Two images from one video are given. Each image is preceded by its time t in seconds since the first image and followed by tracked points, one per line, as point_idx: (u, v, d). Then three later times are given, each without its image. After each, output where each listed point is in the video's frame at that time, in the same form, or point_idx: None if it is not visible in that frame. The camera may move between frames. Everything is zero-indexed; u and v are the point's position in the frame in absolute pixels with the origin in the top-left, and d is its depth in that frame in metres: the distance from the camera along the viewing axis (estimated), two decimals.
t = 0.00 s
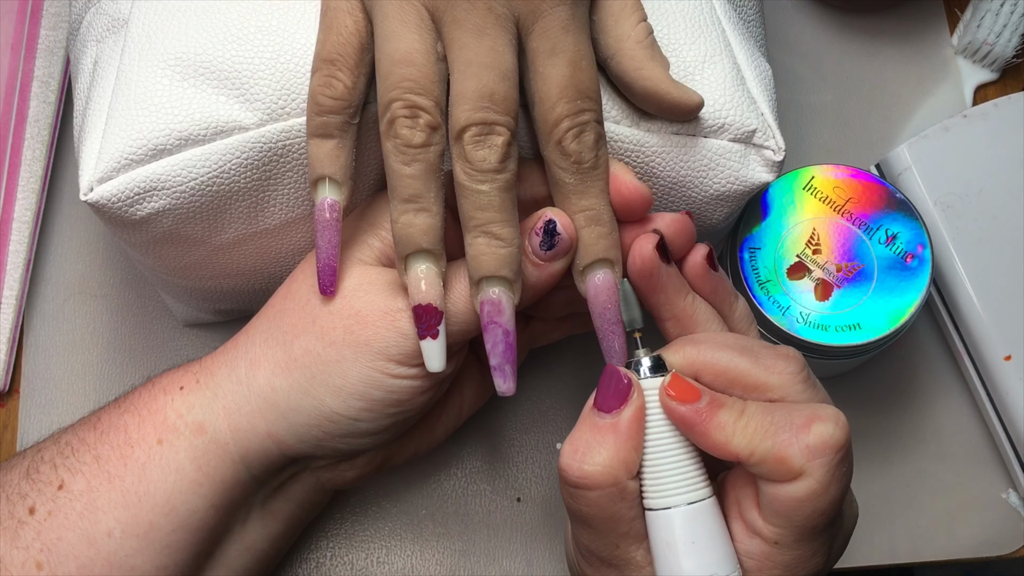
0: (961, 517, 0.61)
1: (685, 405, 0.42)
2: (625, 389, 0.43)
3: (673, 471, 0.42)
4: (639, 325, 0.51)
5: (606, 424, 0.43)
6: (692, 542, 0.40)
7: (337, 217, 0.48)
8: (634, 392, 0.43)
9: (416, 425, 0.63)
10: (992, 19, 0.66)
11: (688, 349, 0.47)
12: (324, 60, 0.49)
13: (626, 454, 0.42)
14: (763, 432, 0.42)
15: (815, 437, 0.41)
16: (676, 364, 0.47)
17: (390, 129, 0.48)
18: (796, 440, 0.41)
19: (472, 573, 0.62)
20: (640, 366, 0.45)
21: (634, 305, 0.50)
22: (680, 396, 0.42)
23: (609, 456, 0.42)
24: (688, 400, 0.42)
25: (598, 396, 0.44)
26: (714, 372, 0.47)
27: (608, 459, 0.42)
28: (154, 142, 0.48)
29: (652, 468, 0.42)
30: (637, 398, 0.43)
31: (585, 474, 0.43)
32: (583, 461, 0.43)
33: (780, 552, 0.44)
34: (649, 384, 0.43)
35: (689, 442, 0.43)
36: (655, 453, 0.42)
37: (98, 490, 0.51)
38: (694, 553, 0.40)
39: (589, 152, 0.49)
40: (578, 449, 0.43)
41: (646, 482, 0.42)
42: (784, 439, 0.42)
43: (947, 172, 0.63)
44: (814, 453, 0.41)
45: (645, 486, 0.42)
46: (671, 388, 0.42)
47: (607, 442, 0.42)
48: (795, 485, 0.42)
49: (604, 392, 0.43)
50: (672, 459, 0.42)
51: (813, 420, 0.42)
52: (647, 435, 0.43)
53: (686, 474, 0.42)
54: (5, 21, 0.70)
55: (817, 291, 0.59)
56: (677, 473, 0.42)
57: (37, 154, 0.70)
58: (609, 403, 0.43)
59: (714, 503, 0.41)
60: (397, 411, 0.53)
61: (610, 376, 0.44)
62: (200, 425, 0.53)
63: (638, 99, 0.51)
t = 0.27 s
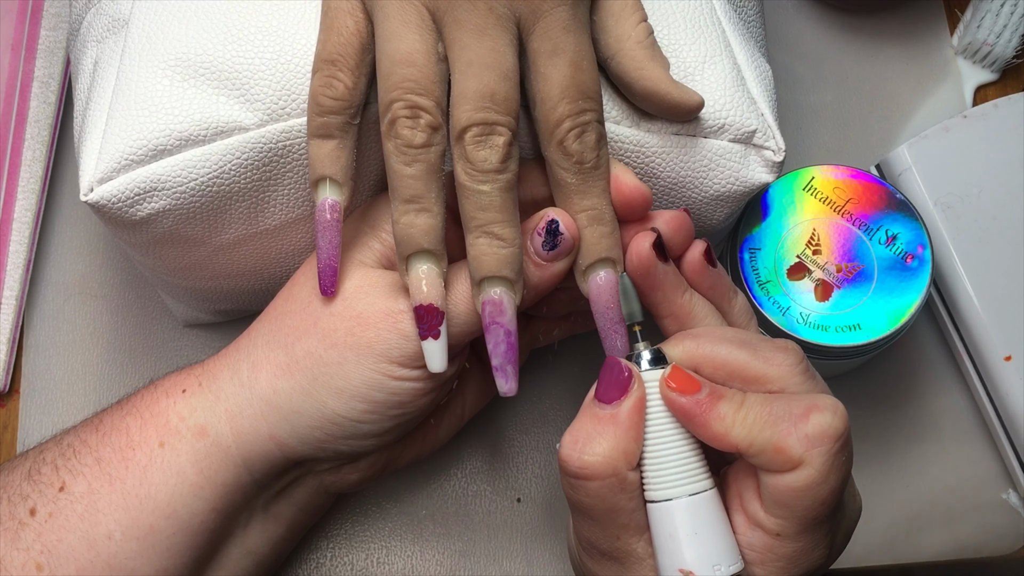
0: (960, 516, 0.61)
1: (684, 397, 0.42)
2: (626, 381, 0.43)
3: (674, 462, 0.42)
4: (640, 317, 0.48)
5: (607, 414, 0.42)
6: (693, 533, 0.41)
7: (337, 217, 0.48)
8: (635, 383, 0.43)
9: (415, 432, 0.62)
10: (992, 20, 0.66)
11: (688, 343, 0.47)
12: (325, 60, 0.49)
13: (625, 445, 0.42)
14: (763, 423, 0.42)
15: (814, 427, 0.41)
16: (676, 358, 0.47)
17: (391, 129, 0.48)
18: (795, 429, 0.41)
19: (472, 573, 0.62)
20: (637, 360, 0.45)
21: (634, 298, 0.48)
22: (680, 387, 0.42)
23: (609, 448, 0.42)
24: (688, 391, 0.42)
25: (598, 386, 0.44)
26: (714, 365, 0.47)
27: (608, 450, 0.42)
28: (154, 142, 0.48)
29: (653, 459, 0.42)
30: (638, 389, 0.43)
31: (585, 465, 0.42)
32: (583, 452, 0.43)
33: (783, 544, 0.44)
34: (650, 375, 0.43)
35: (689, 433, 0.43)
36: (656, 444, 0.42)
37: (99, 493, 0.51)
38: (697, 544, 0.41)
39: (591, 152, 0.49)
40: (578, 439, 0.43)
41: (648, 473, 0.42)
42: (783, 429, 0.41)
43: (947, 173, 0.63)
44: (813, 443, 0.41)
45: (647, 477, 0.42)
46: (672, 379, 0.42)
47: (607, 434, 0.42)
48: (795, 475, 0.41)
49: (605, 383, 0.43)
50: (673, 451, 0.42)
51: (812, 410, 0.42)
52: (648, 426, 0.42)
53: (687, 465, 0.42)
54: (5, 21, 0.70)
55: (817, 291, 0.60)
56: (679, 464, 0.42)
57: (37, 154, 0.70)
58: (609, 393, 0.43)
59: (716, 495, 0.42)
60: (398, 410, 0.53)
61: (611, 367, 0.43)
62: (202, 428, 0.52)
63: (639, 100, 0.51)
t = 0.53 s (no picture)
0: (960, 516, 0.61)
1: (692, 383, 0.42)
2: (633, 371, 0.43)
3: (685, 449, 0.42)
4: (643, 309, 0.49)
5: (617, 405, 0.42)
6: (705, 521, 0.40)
7: (338, 218, 0.48)
8: (643, 372, 0.43)
9: (422, 430, 0.63)
10: (992, 20, 0.66)
11: (693, 334, 0.47)
12: (325, 61, 0.49)
13: (636, 434, 0.42)
14: (774, 403, 0.42)
15: (825, 404, 0.41)
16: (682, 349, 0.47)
17: (391, 129, 0.48)
18: (807, 408, 0.41)
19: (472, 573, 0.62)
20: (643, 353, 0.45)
21: (636, 290, 0.49)
22: (686, 373, 0.42)
23: (619, 438, 0.42)
24: (696, 376, 0.42)
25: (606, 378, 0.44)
26: (719, 355, 0.46)
27: (618, 441, 0.42)
28: (154, 142, 0.48)
29: (663, 448, 0.42)
30: (645, 379, 0.43)
31: (596, 458, 0.42)
32: (593, 444, 0.43)
33: (795, 529, 0.44)
34: (657, 364, 0.43)
35: (698, 421, 0.43)
36: (666, 433, 0.42)
37: (100, 495, 0.51)
38: (712, 530, 0.40)
39: (592, 152, 0.49)
40: (587, 432, 0.43)
41: (659, 462, 0.42)
42: (795, 408, 0.42)
43: (947, 172, 0.63)
44: (825, 420, 0.41)
45: (657, 467, 0.42)
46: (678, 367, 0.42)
47: (617, 424, 0.42)
48: (809, 453, 0.42)
49: (614, 374, 0.43)
50: (683, 439, 0.42)
51: (822, 388, 0.42)
52: (657, 415, 0.42)
53: (698, 452, 0.42)
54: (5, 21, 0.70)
55: (817, 291, 0.60)
56: (690, 451, 0.42)
57: (37, 154, 0.70)
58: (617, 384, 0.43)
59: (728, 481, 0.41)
60: (400, 410, 0.53)
61: (619, 357, 0.44)
62: (204, 432, 0.52)
63: (639, 100, 0.51)
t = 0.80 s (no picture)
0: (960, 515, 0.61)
1: (700, 383, 0.42)
2: (641, 374, 0.43)
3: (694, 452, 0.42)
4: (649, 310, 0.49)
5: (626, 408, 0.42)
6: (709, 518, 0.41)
7: (338, 218, 0.48)
8: (652, 375, 0.43)
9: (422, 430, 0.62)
10: (992, 19, 0.66)
11: (699, 334, 0.47)
12: (325, 60, 0.49)
13: (646, 438, 0.42)
14: (785, 403, 0.42)
15: (835, 404, 0.41)
16: (688, 349, 0.47)
17: (392, 128, 0.48)
18: (818, 408, 0.41)
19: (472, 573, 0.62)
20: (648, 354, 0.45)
21: (643, 293, 0.49)
22: (694, 374, 0.42)
23: (630, 442, 0.42)
24: (703, 378, 0.42)
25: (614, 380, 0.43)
26: (726, 355, 0.46)
27: (628, 444, 0.42)
28: (154, 142, 0.48)
29: (673, 451, 0.42)
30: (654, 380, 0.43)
31: (599, 462, 0.42)
32: (603, 448, 0.42)
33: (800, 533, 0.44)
34: (664, 366, 0.43)
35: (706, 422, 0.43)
36: (674, 436, 0.42)
37: (100, 497, 0.51)
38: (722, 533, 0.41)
39: (593, 151, 0.49)
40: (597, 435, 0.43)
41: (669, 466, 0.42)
42: (805, 408, 0.42)
43: (947, 173, 0.63)
44: (836, 421, 0.41)
45: (667, 470, 0.42)
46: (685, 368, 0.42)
47: (626, 428, 0.42)
48: (819, 454, 0.42)
49: (621, 377, 0.43)
50: (692, 441, 0.42)
51: (831, 387, 0.42)
52: (666, 419, 0.42)
53: (708, 454, 0.42)
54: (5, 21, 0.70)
55: (817, 291, 0.60)
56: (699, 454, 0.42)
57: (37, 154, 0.71)
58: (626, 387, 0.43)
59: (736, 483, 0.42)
60: (400, 410, 0.53)
61: (626, 360, 0.43)
62: (205, 433, 0.52)
63: (639, 99, 0.51)
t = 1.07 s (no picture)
0: (961, 515, 0.61)
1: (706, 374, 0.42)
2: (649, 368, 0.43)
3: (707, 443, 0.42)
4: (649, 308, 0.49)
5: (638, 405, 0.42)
6: (718, 516, 0.41)
7: (341, 218, 0.48)
8: (661, 370, 0.43)
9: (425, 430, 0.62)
10: (992, 19, 0.66)
11: (701, 329, 0.47)
12: (326, 61, 0.49)
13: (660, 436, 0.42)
14: (792, 387, 0.42)
15: (843, 383, 0.42)
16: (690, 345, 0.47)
17: (393, 129, 0.48)
18: (826, 387, 0.42)
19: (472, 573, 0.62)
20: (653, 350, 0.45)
21: (642, 291, 0.49)
22: (700, 365, 0.42)
23: (644, 437, 0.42)
24: (709, 368, 0.42)
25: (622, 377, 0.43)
26: (729, 348, 0.46)
27: (643, 440, 0.41)
28: (154, 141, 0.48)
29: (687, 445, 0.42)
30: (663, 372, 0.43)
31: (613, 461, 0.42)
32: (618, 445, 0.42)
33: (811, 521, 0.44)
34: (671, 361, 0.44)
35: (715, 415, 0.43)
36: (687, 429, 0.42)
37: (102, 499, 0.51)
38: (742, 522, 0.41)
39: (596, 150, 0.49)
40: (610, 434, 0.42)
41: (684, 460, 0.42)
42: (814, 389, 0.42)
43: (948, 172, 0.63)
44: (845, 398, 0.41)
45: (682, 465, 0.42)
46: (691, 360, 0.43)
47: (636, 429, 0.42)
48: (832, 433, 0.42)
49: (630, 373, 0.43)
50: (705, 434, 0.42)
51: (837, 367, 0.42)
52: (677, 412, 0.42)
53: (721, 445, 0.42)
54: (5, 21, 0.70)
55: (817, 291, 0.60)
56: (713, 445, 0.42)
57: (37, 154, 0.70)
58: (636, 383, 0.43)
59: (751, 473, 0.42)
60: (407, 409, 0.53)
61: (634, 356, 0.43)
62: (208, 435, 0.52)
63: (640, 100, 0.51)
